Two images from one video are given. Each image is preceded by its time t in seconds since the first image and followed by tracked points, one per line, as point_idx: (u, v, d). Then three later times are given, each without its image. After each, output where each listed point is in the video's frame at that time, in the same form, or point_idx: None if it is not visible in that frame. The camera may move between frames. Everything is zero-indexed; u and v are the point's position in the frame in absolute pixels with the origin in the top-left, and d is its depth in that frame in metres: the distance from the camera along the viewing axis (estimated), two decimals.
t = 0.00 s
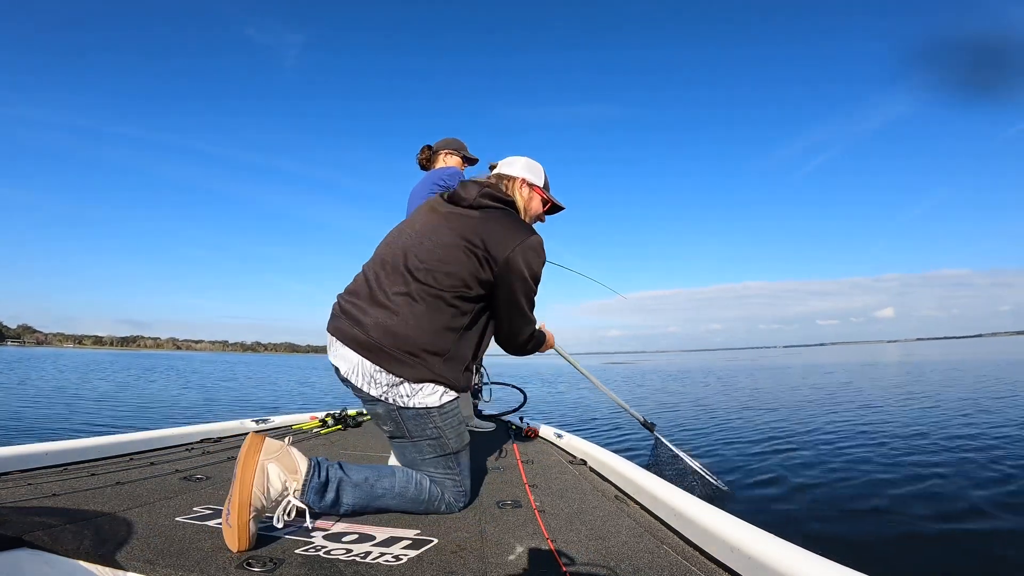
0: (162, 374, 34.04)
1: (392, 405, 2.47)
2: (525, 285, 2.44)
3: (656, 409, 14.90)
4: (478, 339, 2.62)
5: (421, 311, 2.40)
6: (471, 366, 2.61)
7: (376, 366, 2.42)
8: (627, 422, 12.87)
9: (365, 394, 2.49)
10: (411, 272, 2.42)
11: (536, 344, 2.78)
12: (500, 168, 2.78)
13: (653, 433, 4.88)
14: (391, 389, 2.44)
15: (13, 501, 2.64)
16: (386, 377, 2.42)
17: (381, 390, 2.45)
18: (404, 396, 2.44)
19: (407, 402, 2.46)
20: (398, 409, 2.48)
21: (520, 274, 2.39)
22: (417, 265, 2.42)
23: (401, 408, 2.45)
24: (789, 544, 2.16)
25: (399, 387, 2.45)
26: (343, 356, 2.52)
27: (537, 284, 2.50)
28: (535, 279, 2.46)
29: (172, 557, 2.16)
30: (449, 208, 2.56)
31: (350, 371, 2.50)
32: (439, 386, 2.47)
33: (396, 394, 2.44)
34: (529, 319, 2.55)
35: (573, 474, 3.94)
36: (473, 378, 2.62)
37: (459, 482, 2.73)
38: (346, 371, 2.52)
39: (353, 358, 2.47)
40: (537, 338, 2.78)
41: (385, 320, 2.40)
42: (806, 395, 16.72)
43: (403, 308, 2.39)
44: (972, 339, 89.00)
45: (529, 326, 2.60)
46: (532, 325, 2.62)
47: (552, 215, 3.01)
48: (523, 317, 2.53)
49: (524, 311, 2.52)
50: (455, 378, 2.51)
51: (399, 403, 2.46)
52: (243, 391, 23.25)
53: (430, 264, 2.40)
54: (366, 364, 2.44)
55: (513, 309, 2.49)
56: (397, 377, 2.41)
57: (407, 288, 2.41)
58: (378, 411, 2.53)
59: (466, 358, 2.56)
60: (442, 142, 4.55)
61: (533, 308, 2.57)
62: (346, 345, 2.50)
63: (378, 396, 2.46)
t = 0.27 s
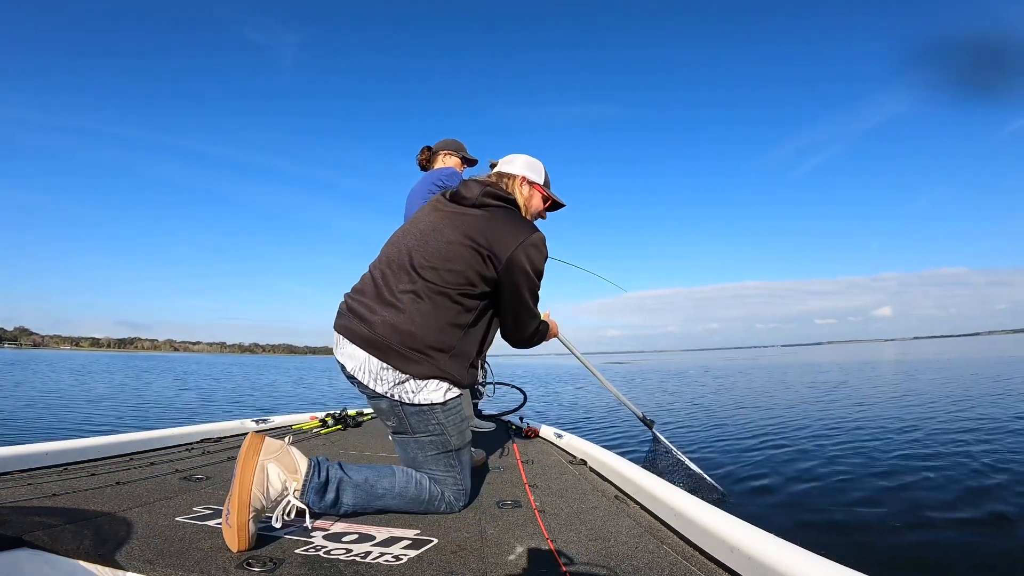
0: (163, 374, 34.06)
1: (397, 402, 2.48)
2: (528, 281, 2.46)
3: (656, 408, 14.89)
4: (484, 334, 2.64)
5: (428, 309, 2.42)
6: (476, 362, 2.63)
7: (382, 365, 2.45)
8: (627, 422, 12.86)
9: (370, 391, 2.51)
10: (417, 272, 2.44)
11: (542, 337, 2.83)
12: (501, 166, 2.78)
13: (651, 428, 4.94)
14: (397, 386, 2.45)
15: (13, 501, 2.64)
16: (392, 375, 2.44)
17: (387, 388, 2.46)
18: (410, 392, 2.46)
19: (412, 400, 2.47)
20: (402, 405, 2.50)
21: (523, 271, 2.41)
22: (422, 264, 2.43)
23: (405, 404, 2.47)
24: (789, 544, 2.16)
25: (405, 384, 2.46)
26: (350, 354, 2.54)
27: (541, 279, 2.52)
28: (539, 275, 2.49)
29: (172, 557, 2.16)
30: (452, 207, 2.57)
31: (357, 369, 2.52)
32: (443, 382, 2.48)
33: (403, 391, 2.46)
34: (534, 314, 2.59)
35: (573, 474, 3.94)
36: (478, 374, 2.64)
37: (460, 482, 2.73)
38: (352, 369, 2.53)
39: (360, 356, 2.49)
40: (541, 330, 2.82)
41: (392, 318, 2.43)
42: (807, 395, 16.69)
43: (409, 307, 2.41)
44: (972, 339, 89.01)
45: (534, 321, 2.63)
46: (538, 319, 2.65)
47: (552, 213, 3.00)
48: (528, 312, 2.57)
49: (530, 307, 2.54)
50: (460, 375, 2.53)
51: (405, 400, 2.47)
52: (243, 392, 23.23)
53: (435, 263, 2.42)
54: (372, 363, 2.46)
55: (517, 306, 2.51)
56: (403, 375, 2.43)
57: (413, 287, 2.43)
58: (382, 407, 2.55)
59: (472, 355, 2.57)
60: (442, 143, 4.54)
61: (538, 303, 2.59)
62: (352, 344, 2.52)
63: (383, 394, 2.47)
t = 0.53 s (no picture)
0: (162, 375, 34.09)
1: (394, 395, 2.49)
2: (524, 290, 2.47)
3: (656, 408, 14.89)
4: (481, 335, 2.65)
5: (426, 309, 2.43)
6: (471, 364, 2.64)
7: (379, 361, 2.46)
8: (627, 421, 12.85)
9: (369, 383, 2.53)
10: (418, 274, 2.46)
11: (539, 346, 2.83)
12: (499, 183, 2.78)
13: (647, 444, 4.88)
14: (393, 379, 2.46)
15: (13, 501, 2.64)
16: (388, 368, 2.45)
17: (384, 380, 2.47)
18: (405, 386, 2.46)
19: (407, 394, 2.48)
20: (399, 399, 2.51)
21: (519, 280, 2.43)
22: (423, 268, 2.45)
23: (401, 398, 2.47)
24: (789, 544, 2.16)
25: (401, 379, 2.47)
26: (351, 350, 2.55)
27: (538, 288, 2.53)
28: (535, 285, 2.50)
29: (172, 557, 2.16)
30: (451, 217, 2.58)
31: (357, 364, 2.52)
32: (438, 378, 2.48)
33: (399, 384, 2.47)
34: (531, 322, 2.59)
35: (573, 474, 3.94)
36: (473, 374, 2.65)
37: (459, 479, 2.72)
38: (352, 363, 2.55)
39: (360, 351, 2.50)
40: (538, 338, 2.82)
41: (392, 317, 2.44)
42: (807, 394, 16.67)
43: (408, 307, 2.43)
44: (972, 339, 89.00)
45: (531, 329, 2.64)
46: (535, 328, 2.66)
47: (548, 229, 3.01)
48: (524, 321, 2.57)
49: (526, 315, 2.55)
50: (455, 372, 2.53)
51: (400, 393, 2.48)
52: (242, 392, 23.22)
53: (435, 267, 2.44)
54: (370, 358, 2.48)
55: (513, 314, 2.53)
56: (399, 372, 2.45)
57: (413, 288, 2.45)
58: (380, 400, 2.56)
59: (468, 356, 2.59)
60: (445, 142, 4.55)
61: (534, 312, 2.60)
62: (352, 343, 2.54)
63: (381, 386, 2.48)
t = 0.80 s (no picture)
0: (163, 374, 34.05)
1: (392, 386, 2.55)
2: (521, 292, 2.51)
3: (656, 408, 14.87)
4: (478, 334, 2.67)
5: (424, 306, 2.47)
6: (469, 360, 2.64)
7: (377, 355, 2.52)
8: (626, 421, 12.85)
9: (370, 376, 2.61)
10: (417, 272, 2.52)
11: (535, 349, 2.83)
12: (500, 195, 2.81)
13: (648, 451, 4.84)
14: (391, 371, 2.52)
15: (13, 501, 2.64)
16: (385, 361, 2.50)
17: (382, 372, 2.54)
18: (401, 377, 2.51)
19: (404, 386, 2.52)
20: (397, 391, 2.56)
21: (514, 283, 2.49)
22: (423, 269, 2.51)
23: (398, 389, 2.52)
24: (789, 544, 2.16)
25: (398, 371, 2.52)
26: (355, 347, 2.64)
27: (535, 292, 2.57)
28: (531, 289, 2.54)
29: (172, 557, 2.16)
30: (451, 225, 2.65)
31: (360, 360, 2.61)
32: (434, 370, 2.51)
33: (396, 376, 2.51)
34: (528, 325, 2.62)
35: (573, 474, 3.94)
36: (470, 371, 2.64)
37: (462, 470, 2.74)
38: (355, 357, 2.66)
39: (362, 347, 2.58)
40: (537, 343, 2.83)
41: (392, 312, 2.49)
42: (807, 395, 16.64)
43: (407, 304, 2.47)
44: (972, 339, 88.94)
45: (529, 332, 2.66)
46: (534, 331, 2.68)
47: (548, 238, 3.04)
48: (521, 324, 2.60)
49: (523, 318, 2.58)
50: (451, 366, 2.55)
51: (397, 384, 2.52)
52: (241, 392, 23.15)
53: (434, 267, 2.50)
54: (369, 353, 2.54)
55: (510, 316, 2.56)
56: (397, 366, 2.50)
57: (413, 286, 2.51)
58: (382, 394, 2.63)
59: (465, 353, 2.60)
60: (447, 140, 4.54)
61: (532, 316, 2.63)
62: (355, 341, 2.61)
63: (380, 378, 2.55)
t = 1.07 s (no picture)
0: (162, 373, 34.01)
1: (393, 396, 2.61)
2: (527, 307, 2.51)
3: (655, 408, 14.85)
4: (481, 343, 2.70)
5: (426, 317, 2.51)
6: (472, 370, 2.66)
7: (379, 363, 2.57)
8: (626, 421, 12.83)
9: (372, 387, 2.67)
10: (422, 281, 2.55)
11: (544, 362, 2.82)
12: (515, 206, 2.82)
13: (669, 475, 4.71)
14: (391, 382, 2.58)
15: (13, 501, 2.64)
16: (386, 370, 2.56)
17: (383, 382, 2.60)
18: (402, 389, 2.57)
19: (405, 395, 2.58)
20: (399, 402, 2.62)
21: (521, 298, 2.48)
22: (429, 279, 2.53)
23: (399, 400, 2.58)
24: (789, 543, 2.16)
25: (398, 381, 2.57)
26: (355, 354, 2.69)
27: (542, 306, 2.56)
28: (538, 303, 2.53)
29: (172, 557, 2.16)
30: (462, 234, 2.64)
31: (360, 368, 2.67)
32: (434, 381, 2.56)
33: (396, 387, 2.57)
34: (534, 340, 2.61)
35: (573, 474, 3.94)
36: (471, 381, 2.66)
37: (469, 472, 2.89)
38: (356, 366, 2.71)
39: (363, 355, 2.63)
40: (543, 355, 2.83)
41: (394, 322, 2.54)
42: (807, 395, 16.61)
43: (411, 313, 2.51)
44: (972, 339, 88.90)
45: (535, 346, 2.66)
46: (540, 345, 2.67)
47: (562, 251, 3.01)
48: (526, 338, 2.60)
49: (528, 333, 2.58)
50: (451, 377, 2.59)
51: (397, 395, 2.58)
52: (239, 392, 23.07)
53: (440, 278, 2.51)
54: (372, 361, 2.60)
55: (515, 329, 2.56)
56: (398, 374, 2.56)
57: (416, 296, 2.54)
58: (384, 405, 2.69)
59: (466, 364, 2.65)
60: (438, 136, 4.55)
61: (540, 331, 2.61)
62: (359, 344, 2.67)
63: (381, 388, 2.61)
